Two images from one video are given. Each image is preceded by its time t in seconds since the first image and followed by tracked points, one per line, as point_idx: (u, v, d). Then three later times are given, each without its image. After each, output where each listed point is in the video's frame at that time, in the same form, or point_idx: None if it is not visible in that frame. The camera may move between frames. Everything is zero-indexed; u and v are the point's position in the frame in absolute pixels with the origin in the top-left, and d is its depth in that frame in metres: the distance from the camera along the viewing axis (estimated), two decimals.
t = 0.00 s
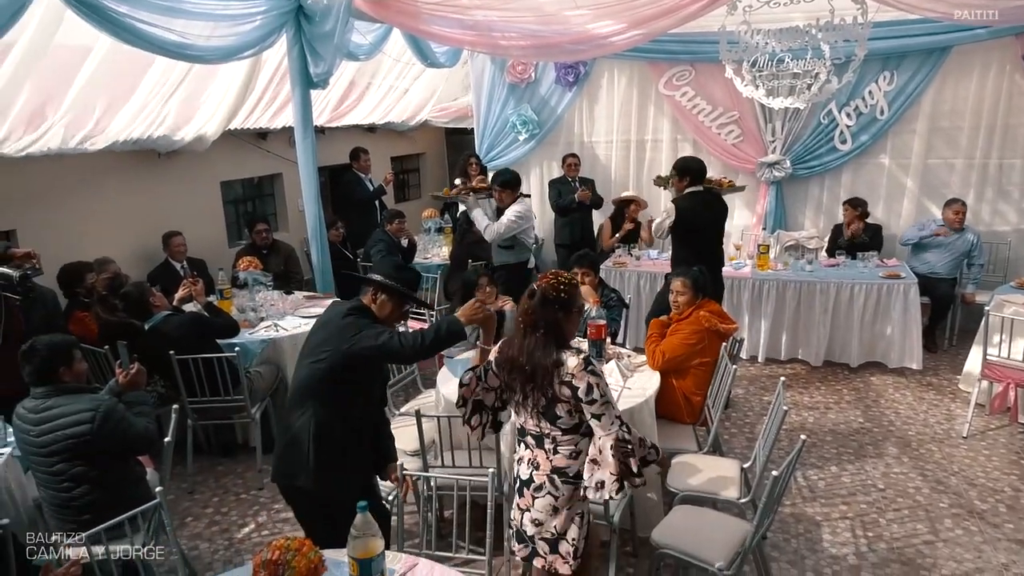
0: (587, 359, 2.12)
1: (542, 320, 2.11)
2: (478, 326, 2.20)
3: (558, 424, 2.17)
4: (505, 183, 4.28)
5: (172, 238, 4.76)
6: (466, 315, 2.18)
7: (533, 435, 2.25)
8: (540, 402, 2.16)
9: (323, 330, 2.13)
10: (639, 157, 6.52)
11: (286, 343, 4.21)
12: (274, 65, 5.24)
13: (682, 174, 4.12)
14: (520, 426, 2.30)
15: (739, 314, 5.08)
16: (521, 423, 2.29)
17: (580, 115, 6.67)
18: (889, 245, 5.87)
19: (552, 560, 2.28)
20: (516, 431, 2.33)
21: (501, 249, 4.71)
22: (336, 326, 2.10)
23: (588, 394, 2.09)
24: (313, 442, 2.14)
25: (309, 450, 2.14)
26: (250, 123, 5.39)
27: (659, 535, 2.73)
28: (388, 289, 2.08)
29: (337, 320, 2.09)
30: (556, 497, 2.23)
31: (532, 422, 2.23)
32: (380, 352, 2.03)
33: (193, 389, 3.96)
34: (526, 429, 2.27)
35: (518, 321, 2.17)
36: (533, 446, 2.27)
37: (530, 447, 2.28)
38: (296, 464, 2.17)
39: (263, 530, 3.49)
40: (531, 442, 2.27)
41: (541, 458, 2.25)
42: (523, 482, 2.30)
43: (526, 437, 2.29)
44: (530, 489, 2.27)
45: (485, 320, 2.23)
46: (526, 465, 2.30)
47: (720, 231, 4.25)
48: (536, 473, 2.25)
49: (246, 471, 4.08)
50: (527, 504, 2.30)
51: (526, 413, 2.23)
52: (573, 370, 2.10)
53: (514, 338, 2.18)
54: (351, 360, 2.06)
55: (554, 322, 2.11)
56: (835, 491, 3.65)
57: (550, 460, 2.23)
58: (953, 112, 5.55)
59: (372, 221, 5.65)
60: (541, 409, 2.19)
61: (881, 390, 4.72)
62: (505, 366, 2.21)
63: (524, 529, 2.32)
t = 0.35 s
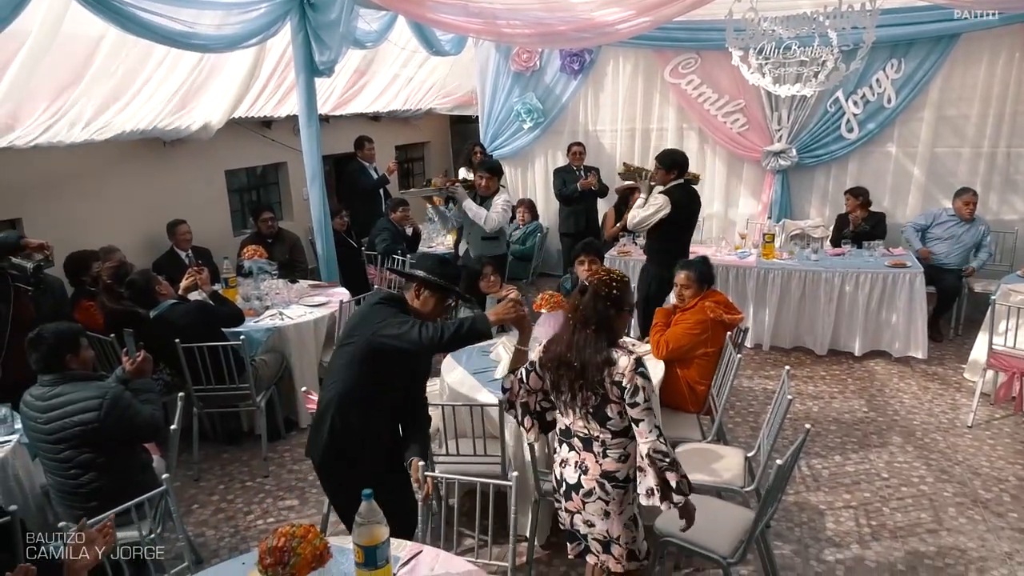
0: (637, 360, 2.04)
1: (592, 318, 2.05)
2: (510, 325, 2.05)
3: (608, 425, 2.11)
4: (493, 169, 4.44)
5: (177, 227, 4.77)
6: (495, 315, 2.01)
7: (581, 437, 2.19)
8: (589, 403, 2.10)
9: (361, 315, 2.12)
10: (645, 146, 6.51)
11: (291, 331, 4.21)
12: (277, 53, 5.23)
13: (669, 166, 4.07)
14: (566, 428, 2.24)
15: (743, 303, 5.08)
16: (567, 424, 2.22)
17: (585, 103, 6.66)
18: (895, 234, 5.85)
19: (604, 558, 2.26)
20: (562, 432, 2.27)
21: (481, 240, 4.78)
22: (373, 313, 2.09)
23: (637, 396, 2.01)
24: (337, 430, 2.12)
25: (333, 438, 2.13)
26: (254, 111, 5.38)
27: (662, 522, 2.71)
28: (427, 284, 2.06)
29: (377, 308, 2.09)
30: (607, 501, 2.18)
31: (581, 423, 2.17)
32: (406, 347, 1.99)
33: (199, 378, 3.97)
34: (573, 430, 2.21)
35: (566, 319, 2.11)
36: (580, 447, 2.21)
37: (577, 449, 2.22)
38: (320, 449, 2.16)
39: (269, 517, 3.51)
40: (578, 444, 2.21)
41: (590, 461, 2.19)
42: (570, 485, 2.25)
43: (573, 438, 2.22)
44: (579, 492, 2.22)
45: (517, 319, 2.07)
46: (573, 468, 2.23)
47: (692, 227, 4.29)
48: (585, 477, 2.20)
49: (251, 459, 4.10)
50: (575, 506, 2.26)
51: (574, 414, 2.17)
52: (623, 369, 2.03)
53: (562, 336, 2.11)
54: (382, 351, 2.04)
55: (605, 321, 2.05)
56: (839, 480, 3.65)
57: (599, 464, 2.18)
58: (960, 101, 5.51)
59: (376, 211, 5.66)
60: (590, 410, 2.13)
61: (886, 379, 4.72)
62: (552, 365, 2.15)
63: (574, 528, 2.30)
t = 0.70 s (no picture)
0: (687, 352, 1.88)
1: (646, 312, 1.89)
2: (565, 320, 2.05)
3: (655, 420, 1.90)
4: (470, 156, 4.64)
5: (182, 218, 4.77)
6: (547, 309, 1.98)
7: (627, 433, 1.97)
8: (635, 395, 1.89)
9: (399, 309, 2.22)
10: (650, 138, 6.49)
11: (296, 323, 4.22)
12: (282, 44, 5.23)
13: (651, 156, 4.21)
14: (608, 426, 2.02)
15: (748, 297, 5.08)
16: (610, 422, 2.01)
17: (591, 95, 6.64)
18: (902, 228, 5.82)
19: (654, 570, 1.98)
20: (602, 433, 2.05)
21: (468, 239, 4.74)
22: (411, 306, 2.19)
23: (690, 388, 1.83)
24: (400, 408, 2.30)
25: (399, 424, 2.32)
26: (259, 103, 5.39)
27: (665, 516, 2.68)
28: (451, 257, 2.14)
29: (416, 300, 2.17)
30: (658, 503, 1.92)
31: (625, 420, 1.95)
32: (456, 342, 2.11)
33: (204, 369, 3.99)
34: (618, 427, 1.99)
35: (611, 310, 1.96)
36: (626, 446, 1.98)
37: (622, 447, 1.99)
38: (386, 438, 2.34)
39: (274, 508, 3.53)
40: (624, 441, 1.98)
41: (638, 458, 1.95)
42: (616, 486, 1.99)
43: (618, 436, 1.99)
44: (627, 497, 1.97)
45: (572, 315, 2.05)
46: (619, 467, 1.99)
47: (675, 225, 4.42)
48: (632, 476, 1.95)
49: (257, 450, 4.11)
50: (621, 510, 1.99)
51: (617, 409, 1.96)
52: (672, 359, 1.86)
53: (606, 329, 1.95)
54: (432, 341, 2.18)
55: (655, 313, 1.90)
56: (843, 474, 3.65)
57: (648, 462, 1.93)
58: (969, 93, 5.48)
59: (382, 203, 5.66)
60: (637, 403, 1.92)
61: (891, 373, 4.71)
62: (595, 359, 1.96)
63: (619, 536, 2.02)
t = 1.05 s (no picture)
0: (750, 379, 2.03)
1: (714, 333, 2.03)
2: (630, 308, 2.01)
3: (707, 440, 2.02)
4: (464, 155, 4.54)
5: (192, 209, 4.79)
6: (613, 298, 2.00)
7: (676, 455, 2.10)
8: (695, 418, 2.03)
9: (443, 316, 2.19)
10: (660, 129, 6.47)
11: (306, 314, 4.23)
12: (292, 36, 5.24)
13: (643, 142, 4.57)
14: (659, 443, 2.16)
15: (758, 289, 5.07)
16: (661, 440, 2.15)
17: (600, 86, 6.62)
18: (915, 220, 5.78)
19: None
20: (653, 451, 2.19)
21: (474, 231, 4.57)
22: (455, 311, 2.17)
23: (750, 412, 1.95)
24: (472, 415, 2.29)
25: (468, 429, 2.31)
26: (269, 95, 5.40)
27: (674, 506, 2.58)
28: (479, 252, 2.13)
29: (463, 304, 2.14)
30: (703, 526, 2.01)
31: (676, 438, 2.09)
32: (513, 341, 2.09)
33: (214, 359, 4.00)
34: (669, 447, 2.13)
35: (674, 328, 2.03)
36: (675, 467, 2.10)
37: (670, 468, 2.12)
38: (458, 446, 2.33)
39: (284, 497, 3.55)
40: (672, 462, 2.11)
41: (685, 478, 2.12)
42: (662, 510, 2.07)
43: (668, 457, 2.13)
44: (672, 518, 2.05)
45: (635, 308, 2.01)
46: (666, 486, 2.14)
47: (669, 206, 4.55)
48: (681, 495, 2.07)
49: (266, 440, 4.13)
50: (666, 536, 2.07)
51: (670, 427, 2.10)
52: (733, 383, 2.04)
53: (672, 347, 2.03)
54: (489, 343, 2.16)
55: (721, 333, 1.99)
56: (853, 467, 3.64)
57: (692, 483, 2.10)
58: (983, 84, 5.42)
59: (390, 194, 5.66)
60: (691, 425, 2.06)
61: (901, 365, 4.68)
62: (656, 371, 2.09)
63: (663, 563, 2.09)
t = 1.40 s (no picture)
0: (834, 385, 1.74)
1: (793, 336, 1.68)
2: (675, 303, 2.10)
3: (791, 457, 1.76)
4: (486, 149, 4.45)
5: (200, 206, 4.80)
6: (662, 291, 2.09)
7: (753, 465, 1.83)
8: (777, 428, 1.74)
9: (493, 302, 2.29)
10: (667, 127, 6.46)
11: (312, 311, 4.24)
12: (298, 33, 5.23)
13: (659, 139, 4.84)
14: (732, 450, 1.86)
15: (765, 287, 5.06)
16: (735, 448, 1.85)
17: (607, 83, 6.61)
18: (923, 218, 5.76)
19: None
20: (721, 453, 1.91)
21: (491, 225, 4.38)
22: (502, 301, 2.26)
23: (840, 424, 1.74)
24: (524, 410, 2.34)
25: (521, 423, 2.36)
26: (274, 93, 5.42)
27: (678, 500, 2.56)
28: (529, 244, 2.26)
29: (511, 296, 2.23)
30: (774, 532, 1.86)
31: (754, 449, 1.81)
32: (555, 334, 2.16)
33: (222, 356, 4.02)
34: (744, 456, 1.84)
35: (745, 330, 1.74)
36: (750, 477, 1.84)
37: (743, 477, 1.86)
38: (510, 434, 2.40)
39: (290, 494, 3.56)
40: (747, 472, 1.84)
41: (762, 492, 1.84)
42: (733, 515, 1.91)
43: (743, 465, 1.85)
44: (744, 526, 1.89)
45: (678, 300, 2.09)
46: (738, 497, 1.88)
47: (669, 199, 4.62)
48: (755, 510, 1.86)
49: (273, 437, 4.15)
50: (736, 542, 1.93)
51: (749, 438, 1.80)
52: (823, 394, 1.72)
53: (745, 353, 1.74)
54: (537, 335, 2.23)
55: (797, 334, 1.70)
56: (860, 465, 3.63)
57: (772, 497, 1.83)
58: (993, 81, 5.39)
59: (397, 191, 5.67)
60: (772, 436, 1.77)
61: (908, 363, 4.67)
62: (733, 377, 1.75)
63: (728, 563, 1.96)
